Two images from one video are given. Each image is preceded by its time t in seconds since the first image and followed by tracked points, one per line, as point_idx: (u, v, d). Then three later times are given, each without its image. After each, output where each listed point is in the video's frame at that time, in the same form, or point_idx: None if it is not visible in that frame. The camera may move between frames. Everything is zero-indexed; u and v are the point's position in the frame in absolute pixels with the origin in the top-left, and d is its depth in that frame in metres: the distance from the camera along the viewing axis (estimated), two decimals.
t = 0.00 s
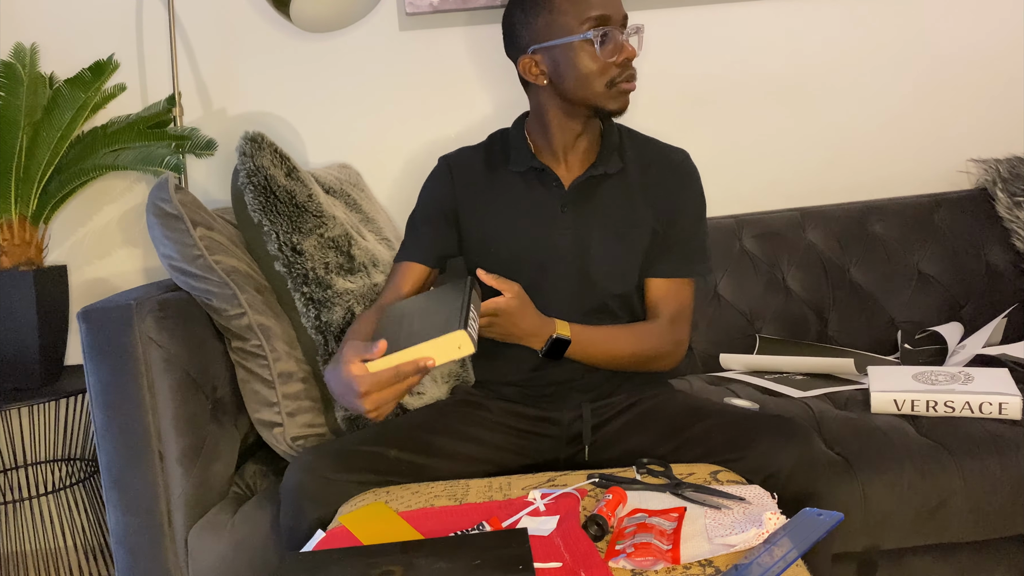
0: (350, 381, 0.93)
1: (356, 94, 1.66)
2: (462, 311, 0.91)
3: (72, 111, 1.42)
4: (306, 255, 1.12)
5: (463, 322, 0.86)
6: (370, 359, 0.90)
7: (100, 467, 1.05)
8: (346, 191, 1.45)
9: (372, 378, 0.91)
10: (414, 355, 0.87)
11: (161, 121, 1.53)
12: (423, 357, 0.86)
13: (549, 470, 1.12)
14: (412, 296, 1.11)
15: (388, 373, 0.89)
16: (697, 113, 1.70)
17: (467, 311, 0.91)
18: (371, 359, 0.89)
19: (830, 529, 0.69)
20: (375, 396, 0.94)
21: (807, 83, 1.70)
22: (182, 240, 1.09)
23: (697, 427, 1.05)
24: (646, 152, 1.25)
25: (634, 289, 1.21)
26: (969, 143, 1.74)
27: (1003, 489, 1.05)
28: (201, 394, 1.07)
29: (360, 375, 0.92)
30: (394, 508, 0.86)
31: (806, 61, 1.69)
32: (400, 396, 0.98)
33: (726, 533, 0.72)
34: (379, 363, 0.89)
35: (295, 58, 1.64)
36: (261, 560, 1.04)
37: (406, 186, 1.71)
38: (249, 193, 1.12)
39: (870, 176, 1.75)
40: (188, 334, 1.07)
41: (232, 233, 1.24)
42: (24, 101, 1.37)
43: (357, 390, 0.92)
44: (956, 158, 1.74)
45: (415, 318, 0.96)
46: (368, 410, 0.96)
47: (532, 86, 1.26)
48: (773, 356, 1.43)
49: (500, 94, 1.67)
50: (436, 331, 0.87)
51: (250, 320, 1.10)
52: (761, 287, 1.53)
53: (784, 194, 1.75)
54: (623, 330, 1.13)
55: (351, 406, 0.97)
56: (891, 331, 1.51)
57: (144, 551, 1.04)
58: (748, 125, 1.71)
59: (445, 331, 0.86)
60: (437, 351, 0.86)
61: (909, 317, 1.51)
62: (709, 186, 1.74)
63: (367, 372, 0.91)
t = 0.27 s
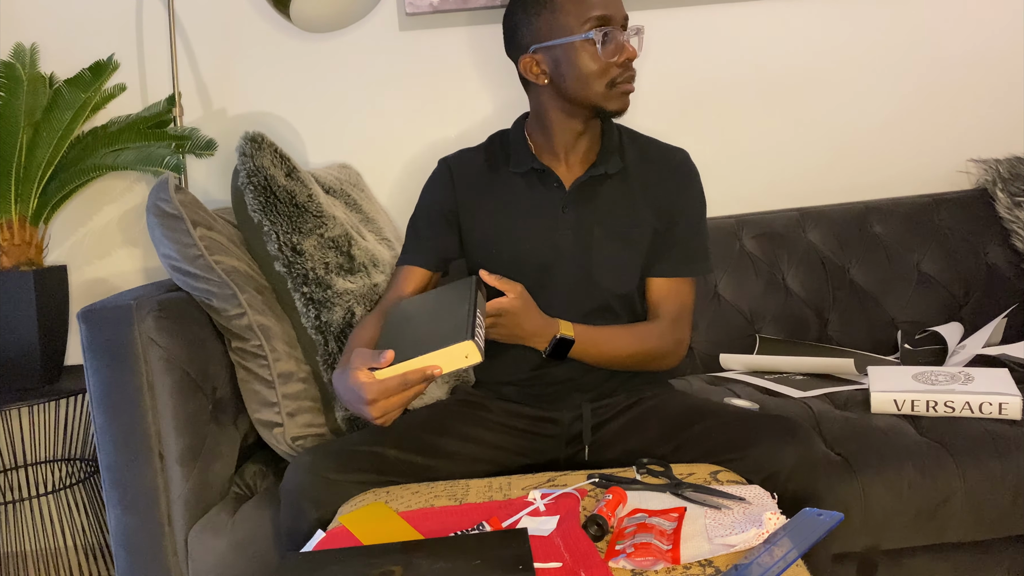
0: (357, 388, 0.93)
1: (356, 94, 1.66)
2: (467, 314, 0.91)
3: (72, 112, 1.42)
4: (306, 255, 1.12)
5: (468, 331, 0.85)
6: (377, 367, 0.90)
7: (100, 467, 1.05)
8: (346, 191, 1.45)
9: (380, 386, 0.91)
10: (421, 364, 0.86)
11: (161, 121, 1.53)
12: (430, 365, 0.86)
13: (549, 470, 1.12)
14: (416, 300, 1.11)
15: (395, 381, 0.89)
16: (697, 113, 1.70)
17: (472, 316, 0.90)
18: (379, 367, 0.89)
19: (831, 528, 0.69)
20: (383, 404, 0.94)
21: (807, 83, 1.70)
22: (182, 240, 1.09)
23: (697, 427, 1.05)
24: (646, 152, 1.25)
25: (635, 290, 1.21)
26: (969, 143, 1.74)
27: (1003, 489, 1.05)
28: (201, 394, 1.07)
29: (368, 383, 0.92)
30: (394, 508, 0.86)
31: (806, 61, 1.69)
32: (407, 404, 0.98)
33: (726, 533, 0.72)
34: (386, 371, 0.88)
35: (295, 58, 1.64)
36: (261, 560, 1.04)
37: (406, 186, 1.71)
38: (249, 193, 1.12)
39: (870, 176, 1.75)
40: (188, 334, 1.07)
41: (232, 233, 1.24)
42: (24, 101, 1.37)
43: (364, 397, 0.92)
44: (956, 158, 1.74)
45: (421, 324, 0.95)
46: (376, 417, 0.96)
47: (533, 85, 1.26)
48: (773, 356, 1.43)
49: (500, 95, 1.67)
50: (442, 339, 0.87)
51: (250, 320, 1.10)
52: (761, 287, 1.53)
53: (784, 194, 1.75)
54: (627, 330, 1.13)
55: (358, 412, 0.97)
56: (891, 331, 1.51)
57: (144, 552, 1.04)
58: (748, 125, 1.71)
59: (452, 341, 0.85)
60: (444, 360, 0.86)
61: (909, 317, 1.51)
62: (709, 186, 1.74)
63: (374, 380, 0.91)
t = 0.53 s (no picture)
0: (360, 398, 0.93)
1: (357, 94, 1.66)
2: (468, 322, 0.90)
3: (72, 111, 1.42)
4: (306, 255, 1.12)
5: (469, 342, 0.85)
6: (378, 377, 0.90)
7: (100, 467, 1.05)
8: (346, 191, 1.45)
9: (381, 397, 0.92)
10: (422, 373, 0.87)
11: (161, 121, 1.53)
12: (431, 376, 0.87)
13: (549, 470, 1.12)
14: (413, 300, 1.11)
15: (397, 392, 0.90)
16: (697, 113, 1.70)
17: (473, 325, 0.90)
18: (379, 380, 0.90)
19: (830, 529, 0.69)
20: (385, 412, 0.95)
21: (807, 82, 1.70)
22: (182, 240, 1.09)
23: (697, 427, 1.05)
24: (645, 153, 1.25)
25: (635, 289, 1.21)
26: (969, 143, 1.74)
27: (1003, 489, 1.05)
28: (201, 395, 1.07)
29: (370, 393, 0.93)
30: (394, 508, 0.86)
31: (806, 61, 1.69)
32: (410, 410, 0.98)
33: (726, 533, 0.72)
34: (388, 382, 0.89)
35: (295, 58, 1.64)
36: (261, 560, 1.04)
37: (405, 186, 1.71)
38: (249, 193, 1.12)
39: (870, 176, 1.75)
40: (188, 334, 1.07)
41: (232, 233, 1.24)
42: (24, 101, 1.37)
43: (366, 408, 0.93)
44: (956, 158, 1.74)
45: (421, 331, 0.95)
46: (378, 424, 0.97)
47: (531, 86, 1.26)
48: (773, 356, 1.43)
49: (500, 94, 1.67)
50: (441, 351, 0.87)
51: (249, 320, 1.10)
52: (762, 287, 1.53)
53: (784, 194, 1.75)
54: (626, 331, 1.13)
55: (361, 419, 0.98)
56: (891, 331, 1.51)
57: (144, 552, 1.04)
58: (748, 125, 1.71)
59: (452, 352, 0.85)
60: (445, 371, 0.86)
61: (909, 317, 1.51)
62: (709, 186, 1.74)
63: (376, 391, 0.91)
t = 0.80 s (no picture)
0: (367, 421, 0.93)
1: (357, 94, 1.66)
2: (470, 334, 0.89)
3: (72, 111, 1.42)
4: (306, 255, 1.12)
5: (469, 354, 0.85)
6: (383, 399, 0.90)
7: (100, 467, 1.05)
8: (346, 192, 1.45)
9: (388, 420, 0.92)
10: (426, 391, 0.87)
11: (161, 121, 1.53)
12: (435, 393, 0.86)
13: (549, 471, 1.12)
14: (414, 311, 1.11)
15: (402, 412, 0.90)
16: (697, 113, 1.70)
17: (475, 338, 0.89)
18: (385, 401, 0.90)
19: (830, 529, 0.69)
20: (395, 433, 0.95)
21: (807, 82, 1.70)
22: (182, 240, 1.09)
23: (697, 427, 1.05)
24: (645, 153, 1.25)
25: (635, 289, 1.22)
26: (969, 143, 1.74)
27: (1003, 489, 1.05)
28: (201, 395, 1.07)
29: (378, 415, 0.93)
30: (394, 508, 0.86)
31: (806, 61, 1.69)
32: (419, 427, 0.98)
33: (726, 533, 0.72)
34: (393, 403, 0.89)
35: (295, 58, 1.64)
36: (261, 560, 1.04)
37: (405, 186, 1.71)
38: (249, 193, 1.12)
39: (870, 176, 1.75)
40: (188, 334, 1.07)
41: (232, 233, 1.24)
42: (24, 101, 1.37)
43: (374, 430, 0.93)
44: (956, 158, 1.74)
45: (421, 345, 0.95)
46: (388, 445, 0.97)
47: (528, 89, 1.26)
48: (773, 356, 1.43)
49: (500, 95, 1.67)
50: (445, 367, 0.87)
51: (249, 320, 1.10)
52: (762, 287, 1.53)
53: (783, 194, 1.75)
54: (626, 331, 1.13)
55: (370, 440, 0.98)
56: (891, 331, 1.51)
57: (143, 552, 1.04)
58: (748, 125, 1.71)
59: (454, 365, 0.85)
60: (447, 386, 0.86)
61: (909, 317, 1.51)
62: (710, 186, 1.74)
63: (383, 412, 0.91)
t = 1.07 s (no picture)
0: (365, 421, 0.93)
1: (357, 94, 1.67)
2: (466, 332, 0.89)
3: (72, 111, 1.42)
4: (306, 255, 1.12)
5: (467, 355, 0.84)
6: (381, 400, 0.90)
7: (100, 467, 1.05)
8: (346, 191, 1.45)
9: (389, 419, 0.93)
10: (424, 391, 0.86)
11: (161, 121, 1.53)
12: (433, 392, 0.86)
13: (549, 470, 1.12)
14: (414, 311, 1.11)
15: (400, 413, 0.89)
16: (697, 113, 1.70)
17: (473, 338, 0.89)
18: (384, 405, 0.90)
19: (830, 529, 0.69)
20: (393, 431, 0.96)
21: (807, 82, 1.70)
22: (182, 240, 1.09)
23: (697, 427, 1.05)
24: (644, 153, 1.25)
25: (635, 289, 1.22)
26: (969, 143, 1.74)
27: (1003, 489, 1.05)
28: (201, 395, 1.07)
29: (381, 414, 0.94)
30: (394, 508, 0.86)
31: (806, 61, 1.69)
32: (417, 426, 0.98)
33: (726, 533, 0.72)
34: (391, 404, 0.89)
35: (295, 58, 1.64)
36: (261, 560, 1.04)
37: (405, 185, 1.71)
38: (249, 193, 1.12)
39: (870, 176, 1.75)
40: (188, 333, 1.07)
41: (232, 233, 1.24)
42: (24, 101, 1.37)
43: (372, 430, 0.93)
44: (956, 158, 1.74)
45: (420, 346, 0.95)
46: (387, 444, 0.97)
47: (525, 91, 1.27)
48: (773, 356, 1.43)
49: (500, 94, 1.67)
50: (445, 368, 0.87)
51: (250, 320, 1.11)
52: (762, 287, 1.53)
53: (783, 194, 1.75)
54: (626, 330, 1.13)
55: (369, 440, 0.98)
56: (891, 331, 1.51)
57: (143, 551, 1.04)
58: (747, 125, 1.71)
59: (452, 365, 0.85)
60: (446, 386, 0.86)
61: (909, 317, 1.51)
62: (710, 185, 1.74)
63: (381, 413, 0.91)
